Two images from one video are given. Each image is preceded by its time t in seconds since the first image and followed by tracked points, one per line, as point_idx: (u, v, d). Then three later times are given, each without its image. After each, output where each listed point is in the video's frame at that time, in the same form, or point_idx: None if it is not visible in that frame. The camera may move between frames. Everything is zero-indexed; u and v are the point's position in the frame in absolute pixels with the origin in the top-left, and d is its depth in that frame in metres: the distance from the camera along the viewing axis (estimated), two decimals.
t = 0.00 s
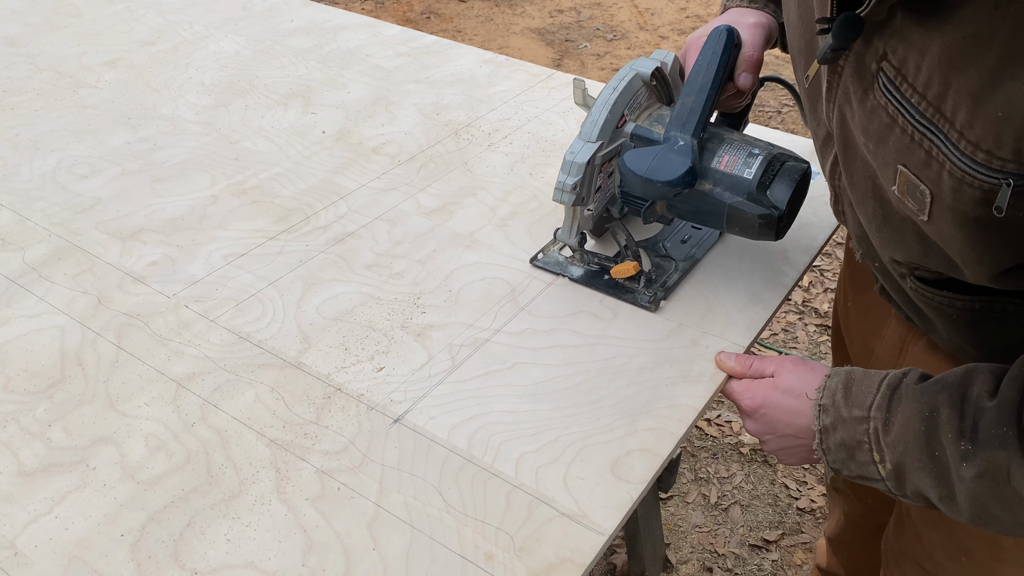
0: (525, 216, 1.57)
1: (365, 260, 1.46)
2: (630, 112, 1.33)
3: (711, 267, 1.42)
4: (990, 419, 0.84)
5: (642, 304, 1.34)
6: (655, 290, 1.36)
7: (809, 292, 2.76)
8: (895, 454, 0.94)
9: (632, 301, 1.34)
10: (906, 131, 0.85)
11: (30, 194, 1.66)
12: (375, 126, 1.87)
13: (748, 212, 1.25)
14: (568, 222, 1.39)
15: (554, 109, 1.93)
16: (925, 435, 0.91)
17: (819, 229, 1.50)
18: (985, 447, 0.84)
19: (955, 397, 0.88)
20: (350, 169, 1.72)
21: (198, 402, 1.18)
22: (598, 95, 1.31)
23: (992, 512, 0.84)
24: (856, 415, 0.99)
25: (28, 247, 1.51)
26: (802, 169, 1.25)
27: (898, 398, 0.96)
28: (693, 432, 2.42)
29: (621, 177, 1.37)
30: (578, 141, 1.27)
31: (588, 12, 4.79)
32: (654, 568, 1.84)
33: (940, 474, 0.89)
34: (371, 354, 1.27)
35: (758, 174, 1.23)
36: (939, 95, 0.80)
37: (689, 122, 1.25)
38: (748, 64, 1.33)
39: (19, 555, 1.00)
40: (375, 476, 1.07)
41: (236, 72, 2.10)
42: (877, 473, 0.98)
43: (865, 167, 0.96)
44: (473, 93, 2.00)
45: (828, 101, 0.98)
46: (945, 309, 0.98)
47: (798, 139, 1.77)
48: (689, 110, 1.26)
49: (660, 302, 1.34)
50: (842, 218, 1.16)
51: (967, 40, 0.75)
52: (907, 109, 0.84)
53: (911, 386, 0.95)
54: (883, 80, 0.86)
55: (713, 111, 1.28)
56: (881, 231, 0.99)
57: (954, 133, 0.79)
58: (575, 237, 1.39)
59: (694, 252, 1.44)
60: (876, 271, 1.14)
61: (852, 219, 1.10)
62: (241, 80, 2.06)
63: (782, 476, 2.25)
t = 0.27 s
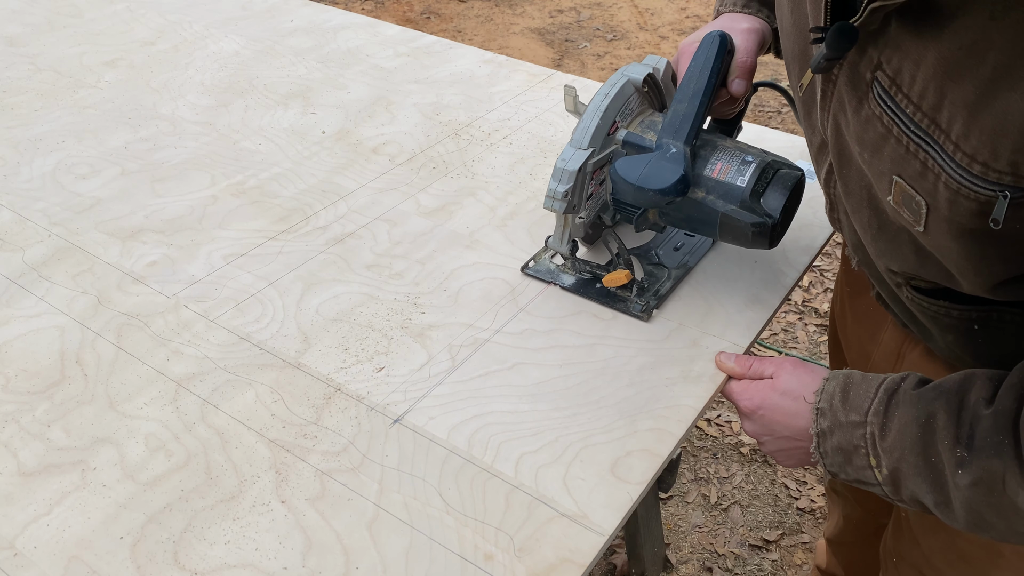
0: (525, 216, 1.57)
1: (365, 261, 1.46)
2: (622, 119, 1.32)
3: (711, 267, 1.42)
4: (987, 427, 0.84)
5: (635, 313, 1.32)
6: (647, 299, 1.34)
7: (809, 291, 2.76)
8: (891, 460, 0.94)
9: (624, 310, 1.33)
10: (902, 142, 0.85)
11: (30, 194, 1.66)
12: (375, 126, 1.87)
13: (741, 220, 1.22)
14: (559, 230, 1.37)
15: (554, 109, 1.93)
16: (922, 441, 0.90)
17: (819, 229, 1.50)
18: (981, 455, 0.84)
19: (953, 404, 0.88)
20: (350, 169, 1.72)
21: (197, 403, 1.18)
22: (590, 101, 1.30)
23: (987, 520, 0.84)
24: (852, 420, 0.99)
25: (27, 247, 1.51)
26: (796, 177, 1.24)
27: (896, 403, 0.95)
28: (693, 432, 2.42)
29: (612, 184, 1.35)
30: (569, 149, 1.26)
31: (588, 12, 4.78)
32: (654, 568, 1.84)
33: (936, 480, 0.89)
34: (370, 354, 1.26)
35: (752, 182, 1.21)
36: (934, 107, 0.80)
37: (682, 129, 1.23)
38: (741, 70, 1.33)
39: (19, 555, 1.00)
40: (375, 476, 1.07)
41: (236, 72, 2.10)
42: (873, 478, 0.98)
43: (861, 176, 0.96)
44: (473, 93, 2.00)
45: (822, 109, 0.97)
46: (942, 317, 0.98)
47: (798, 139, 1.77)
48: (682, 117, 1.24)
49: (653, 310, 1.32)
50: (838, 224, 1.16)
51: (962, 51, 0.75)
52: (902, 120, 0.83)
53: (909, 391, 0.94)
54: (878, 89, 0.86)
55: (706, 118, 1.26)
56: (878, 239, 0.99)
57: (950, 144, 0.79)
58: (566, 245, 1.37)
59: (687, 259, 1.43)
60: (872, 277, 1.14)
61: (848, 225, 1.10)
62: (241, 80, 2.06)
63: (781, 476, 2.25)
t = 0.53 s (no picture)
0: (523, 219, 1.57)
1: (362, 263, 1.46)
2: (614, 125, 1.31)
3: (710, 270, 1.42)
4: (984, 452, 0.80)
5: (627, 322, 1.30)
6: (640, 308, 1.32)
7: (809, 292, 2.75)
8: (885, 492, 0.88)
9: (617, 319, 1.31)
10: (898, 152, 0.84)
11: (27, 195, 1.66)
12: (373, 127, 1.86)
13: (734, 228, 1.22)
14: (550, 238, 1.35)
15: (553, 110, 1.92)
16: (916, 472, 0.85)
17: (818, 232, 1.49)
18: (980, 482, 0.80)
19: (945, 430, 0.84)
20: (348, 171, 1.72)
21: (193, 406, 1.18)
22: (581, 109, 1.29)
23: (989, 549, 0.80)
24: (840, 451, 0.93)
25: (24, 249, 1.51)
26: (790, 184, 1.23)
27: (884, 433, 0.90)
28: (693, 432, 2.41)
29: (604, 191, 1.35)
30: (560, 156, 1.25)
31: (588, 12, 4.78)
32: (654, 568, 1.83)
33: (933, 512, 0.84)
34: (367, 357, 1.26)
35: (745, 190, 1.20)
36: (932, 117, 0.79)
37: (674, 137, 1.23)
38: (734, 76, 1.31)
39: (12, 560, 0.99)
40: (370, 480, 1.06)
41: (235, 73, 2.10)
42: (864, 511, 0.92)
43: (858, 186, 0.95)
44: (472, 94, 2.00)
45: (820, 118, 0.97)
46: (941, 327, 0.97)
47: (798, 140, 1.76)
48: (674, 124, 1.23)
49: (645, 320, 1.30)
50: (835, 232, 1.15)
51: (960, 61, 0.75)
52: (899, 131, 0.83)
53: (897, 421, 0.90)
54: (875, 99, 0.85)
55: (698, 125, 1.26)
56: (875, 250, 0.98)
57: (946, 155, 0.79)
58: (558, 253, 1.35)
59: (680, 267, 1.41)
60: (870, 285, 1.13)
61: (845, 236, 1.09)
62: (240, 81, 2.06)
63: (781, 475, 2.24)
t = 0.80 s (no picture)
0: (521, 221, 1.56)
1: (360, 265, 1.45)
2: (611, 129, 1.31)
3: (709, 272, 1.42)
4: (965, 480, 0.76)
5: (624, 327, 1.29)
6: (637, 312, 1.32)
7: (810, 293, 2.75)
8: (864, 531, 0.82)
9: (613, 324, 1.30)
10: (885, 157, 0.83)
11: (25, 196, 1.65)
12: (373, 128, 1.86)
13: (732, 233, 1.21)
14: (547, 242, 1.35)
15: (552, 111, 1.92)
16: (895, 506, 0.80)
17: (817, 235, 1.49)
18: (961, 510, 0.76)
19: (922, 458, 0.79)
20: (347, 172, 1.72)
21: (190, 408, 1.18)
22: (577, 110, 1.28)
23: None
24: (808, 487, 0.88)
25: (21, 250, 1.50)
26: (787, 188, 1.23)
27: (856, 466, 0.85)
28: (692, 432, 2.31)
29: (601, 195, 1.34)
30: (556, 160, 1.25)
31: (588, 12, 4.77)
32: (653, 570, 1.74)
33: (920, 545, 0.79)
34: (364, 360, 1.25)
35: (742, 194, 1.20)
36: (914, 121, 0.78)
37: (671, 140, 1.22)
38: (731, 79, 1.29)
39: (7, 563, 0.99)
40: (367, 484, 1.06)
41: (234, 74, 2.09)
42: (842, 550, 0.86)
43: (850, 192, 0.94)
44: (472, 95, 1.99)
45: (820, 121, 0.97)
46: (935, 339, 0.93)
47: (799, 142, 1.76)
48: (671, 128, 1.23)
49: (642, 325, 1.29)
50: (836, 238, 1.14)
51: (944, 65, 0.73)
52: (885, 135, 0.82)
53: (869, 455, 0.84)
54: (867, 103, 0.85)
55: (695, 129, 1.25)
56: (868, 258, 0.96)
57: (926, 161, 0.77)
58: (554, 257, 1.35)
59: (677, 271, 1.41)
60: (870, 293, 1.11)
61: (846, 242, 1.08)
62: (239, 82, 2.06)
63: (782, 476, 2.14)
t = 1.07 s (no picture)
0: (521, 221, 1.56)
1: (360, 264, 1.45)
2: (605, 134, 1.30)
3: (708, 273, 1.41)
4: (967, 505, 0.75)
5: (617, 334, 1.28)
6: (630, 320, 1.30)
7: (809, 293, 2.74)
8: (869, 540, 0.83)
9: (606, 331, 1.29)
10: (882, 158, 0.82)
11: (26, 196, 1.65)
12: (372, 128, 1.86)
13: (726, 240, 1.20)
14: (540, 248, 1.34)
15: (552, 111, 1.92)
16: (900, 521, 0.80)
17: (817, 236, 1.49)
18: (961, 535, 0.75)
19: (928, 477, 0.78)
20: (347, 172, 1.71)
21: (190, 408, 1.18)
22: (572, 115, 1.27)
23: None
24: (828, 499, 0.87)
25: (21, 250, 1.50)
26: (783, 196, 1.22)
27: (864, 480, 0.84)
28: (692, 432, 2.31)
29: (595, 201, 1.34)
30: (550, 165, 1.24)
31: (588, 12, 4.77)
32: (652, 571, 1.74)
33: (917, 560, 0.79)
34: (364, 360, 1.25)
35: (737, 202, 1.19)
36: (909, 121, 0.76)
37: (665, 147, 1.22)
38: (727, 85, 1.29)
39: (7, 563, 0.99)
40: (367, 484, 1.06)
41: (235, 73, 2.09)
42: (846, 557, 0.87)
43: (852, 195, 0.93)
44: (472, 95, 1.99)
45: (822, 123, 0.96)
46: (939, 344, 0.91)
47: (799, 142, 1.76)
48: (665, 135, 1.22)
49: (636, 332, 1.28)
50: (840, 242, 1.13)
51: (938, 62, 0.71)
52: (882, 135, 0.81)
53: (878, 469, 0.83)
54: (863, 103, 0.83)
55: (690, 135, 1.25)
56: (871, 263, 0.95)
57: (921, 162, 0.76)
58: (547, 263, 1.34)
59: (672, 278, 1.39)
60: (874, 299, 1.10)
61: (849, 246, 1.07)
62: (239, 81, 2.06)
63: (782, 476, 2.14)
